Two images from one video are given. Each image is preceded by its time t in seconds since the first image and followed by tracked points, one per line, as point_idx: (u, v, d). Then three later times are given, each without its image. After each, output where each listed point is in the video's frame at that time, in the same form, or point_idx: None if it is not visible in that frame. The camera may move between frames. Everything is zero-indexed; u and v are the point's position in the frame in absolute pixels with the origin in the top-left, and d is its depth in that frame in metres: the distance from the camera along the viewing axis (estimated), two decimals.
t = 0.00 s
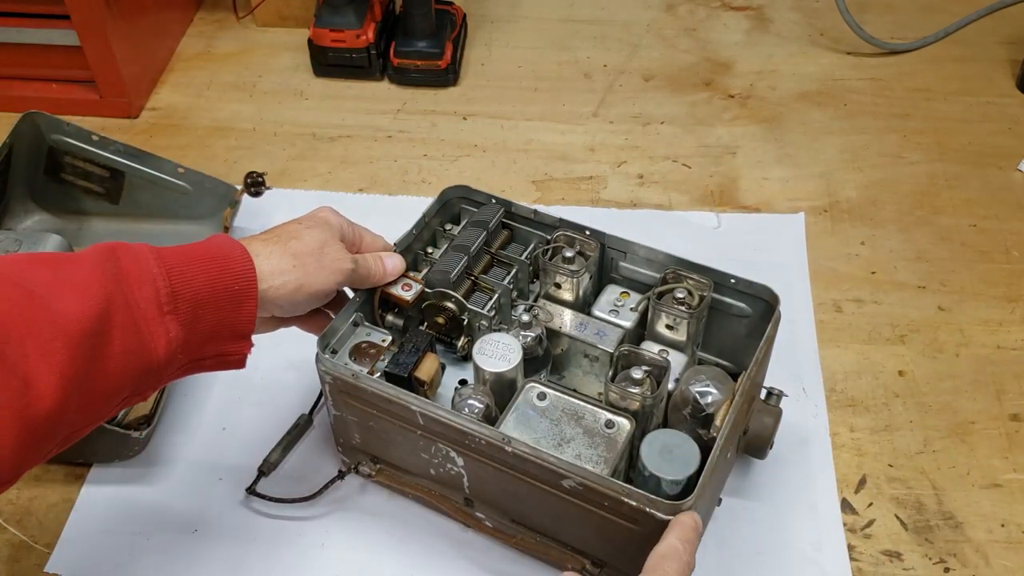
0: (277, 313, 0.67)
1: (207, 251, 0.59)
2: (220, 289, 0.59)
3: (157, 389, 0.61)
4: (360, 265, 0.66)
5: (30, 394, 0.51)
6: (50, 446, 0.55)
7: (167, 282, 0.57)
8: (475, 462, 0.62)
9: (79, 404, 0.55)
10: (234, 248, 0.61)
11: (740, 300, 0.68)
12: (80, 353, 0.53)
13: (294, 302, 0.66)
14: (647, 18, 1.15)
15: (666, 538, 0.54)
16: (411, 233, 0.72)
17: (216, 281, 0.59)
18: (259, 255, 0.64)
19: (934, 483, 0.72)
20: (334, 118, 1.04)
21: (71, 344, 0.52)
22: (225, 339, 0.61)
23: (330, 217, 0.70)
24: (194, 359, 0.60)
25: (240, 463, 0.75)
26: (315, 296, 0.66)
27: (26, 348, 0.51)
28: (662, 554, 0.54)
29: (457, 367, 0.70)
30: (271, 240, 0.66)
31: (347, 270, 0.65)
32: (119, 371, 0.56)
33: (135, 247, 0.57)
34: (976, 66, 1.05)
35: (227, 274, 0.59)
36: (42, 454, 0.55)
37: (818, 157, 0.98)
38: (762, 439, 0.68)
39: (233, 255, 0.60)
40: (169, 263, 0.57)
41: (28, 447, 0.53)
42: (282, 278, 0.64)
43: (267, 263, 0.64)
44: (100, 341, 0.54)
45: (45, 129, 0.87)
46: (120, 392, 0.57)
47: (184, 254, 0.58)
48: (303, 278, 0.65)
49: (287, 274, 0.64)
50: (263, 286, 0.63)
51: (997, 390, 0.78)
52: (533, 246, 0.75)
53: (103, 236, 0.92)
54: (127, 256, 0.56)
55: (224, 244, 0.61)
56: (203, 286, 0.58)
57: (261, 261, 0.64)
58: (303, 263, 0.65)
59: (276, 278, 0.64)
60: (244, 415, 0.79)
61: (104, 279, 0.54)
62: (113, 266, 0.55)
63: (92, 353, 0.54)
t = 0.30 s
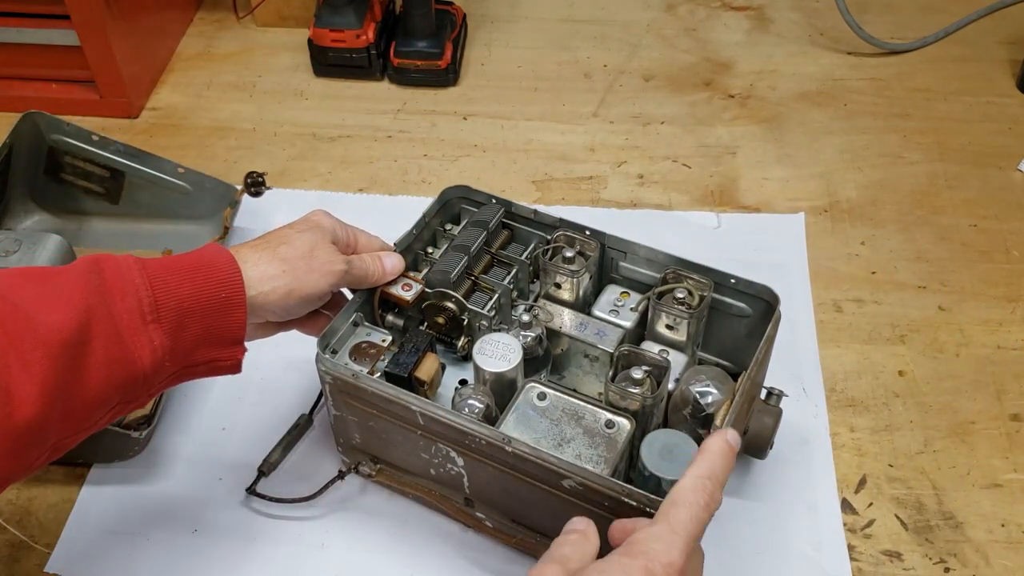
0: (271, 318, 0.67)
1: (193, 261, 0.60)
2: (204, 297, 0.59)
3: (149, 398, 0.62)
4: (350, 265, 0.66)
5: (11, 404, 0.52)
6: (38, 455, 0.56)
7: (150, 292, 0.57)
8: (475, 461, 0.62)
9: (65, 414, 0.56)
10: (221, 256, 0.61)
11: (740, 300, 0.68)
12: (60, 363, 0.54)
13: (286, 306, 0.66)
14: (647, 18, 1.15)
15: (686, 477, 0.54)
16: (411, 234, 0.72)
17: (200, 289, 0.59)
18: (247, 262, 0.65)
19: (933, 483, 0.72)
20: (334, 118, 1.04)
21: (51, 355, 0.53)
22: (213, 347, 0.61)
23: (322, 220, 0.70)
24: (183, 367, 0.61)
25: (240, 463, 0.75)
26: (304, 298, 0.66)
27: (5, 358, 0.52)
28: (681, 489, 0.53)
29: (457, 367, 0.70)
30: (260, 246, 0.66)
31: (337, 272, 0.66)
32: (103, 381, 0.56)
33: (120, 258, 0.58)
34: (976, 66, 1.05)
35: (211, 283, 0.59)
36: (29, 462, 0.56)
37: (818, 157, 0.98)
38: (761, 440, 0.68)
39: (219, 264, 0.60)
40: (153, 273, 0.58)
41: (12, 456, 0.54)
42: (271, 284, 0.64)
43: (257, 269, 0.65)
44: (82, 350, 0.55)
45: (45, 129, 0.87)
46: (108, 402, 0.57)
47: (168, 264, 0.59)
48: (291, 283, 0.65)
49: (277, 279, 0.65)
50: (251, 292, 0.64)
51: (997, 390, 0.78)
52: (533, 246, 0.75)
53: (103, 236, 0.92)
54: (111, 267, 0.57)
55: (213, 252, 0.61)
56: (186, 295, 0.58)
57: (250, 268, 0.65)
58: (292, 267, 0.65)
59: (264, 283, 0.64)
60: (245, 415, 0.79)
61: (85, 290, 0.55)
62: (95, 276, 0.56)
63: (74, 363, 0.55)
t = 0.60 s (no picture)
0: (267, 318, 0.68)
1: (188, 262, 0.60)
2: (197, 298, 0.59)
3: (145, 399, 0.62)
4: (346, 265, 0.66)
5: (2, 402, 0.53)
6: (29, 453, 0.56)
7: (143, 293, 0.57)
8: (475, 461, 0.62)
9: (58, 413, 0.56)
10: (216, 257, 0.61)
11: (740, 300, 0.68)
12: (51, 362, 0.54)
13: (283, 307, 0.66)
14: (647, 18, 1.15)
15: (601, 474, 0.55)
16: (410, 233, 0.72)
17: (194, 290, 0.59)
18: (243, 263, 0.65)
19: (934, 483, 0.72)
20: (334, 118, 1.04)
21: (42, 353, 0.54)
22: (207, 347, 0.61)
23: (320, 221, 0.70)
24: (178, 368, 0.61)
25: (240, 463, 0.75)
26: (300, 300, 0.66)
27: None
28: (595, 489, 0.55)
29: (457, 367, 0.70)
30: (255, 246, 0.66)
31: (334, 272, 0.66)
32: (96, 381, 0.56)
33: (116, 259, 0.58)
34: (976, 66, 1.05)
35: (205, 284, 0.59)
36: (21, 460, 0.56)
37: (818, 156, 0.98)
38: (761, 440, 0.68)
39: (214, 265, 0.60)
40: (147, 273, 0.58)
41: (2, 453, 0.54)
42: (268, 284, 0.65)
43: (253, 270, 0.65)
44: (74, 350, 0.55)
45: (45, 129, 0.87)
46: (101, 401, 0.58)
47: (163, 265, 0.59)
48: (287, 285, 0.65)
49: (273, 280, 0.65)
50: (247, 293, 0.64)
51: (997, 391, 0.78)
52: (533, 246, 0.75)
53: (103, 236, 0.92)
54: (105, 267, 0.57)
55: (208, 254, 0.61)
56: (180, 295, 0.58)
57: (246, 269, 0.65)
58: (288, 268, 0.65)
59: (260, 284, 0.64)
60: (244, 415, 0.79)
61: (78, 290, 0.55)
62: (88, 276, 0.56)
63: (66, 362, 0.55)
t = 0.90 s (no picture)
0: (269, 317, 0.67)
1: (192, 259, 0.60)
2: (202, 295, 0.59)
3: (145, 395, 0.62)
4: (348, 265, 0.66)
5: (4, 394, 0.52)
6: (28, 446, 0.56)
7: (148, 288, 0.57)
8: (475, 461, 0.62)
9: (60, 407, 0.56)
10: (220, 254, 0.61)
11: (741, 300, 0.68)
12: (55, 356, 0.54)
13: (285, 306, 0.66)
14: (647, 18, 1.15)
15: (600, 487, 0.54)
16: (411, 233, 0.72)
17: (199, 287, 0.59)
18: (247, 261, 0.65)
19: (933, 483, 0.72)
20: (334, 118, 1.04)
21: (46, 347, 0.54)
22: (209, 345, 0.61)
23: (323, 220, 0.70)
24: (180, 364, 0.61)
25: (240, 463, 0.75)
26: (302, 299, 0.66)
27: None
28: (595, 504, 0.54)
29: (457, 367, 0.70)
30: (259, 244, 0.66)
31: (337, 272, 0.66)
32: (99, 375, 0.56)
33: (121, 254, 0.58)
34: (976, 66, 1.05)
35: (209, 281, 0.59)
36: (20, 454, 0.56)
37: (818, 156, 0.98)
38: (761, 440, 0.68)
39: (219, 262, 0.60)
40: (152, 269, 0.58)
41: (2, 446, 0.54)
42: (271, 282, 0.64)
43: (256, 268, 0.65)
44: (78, 344, 0.55)
45: (45, 129, 0.87)
46: (103, 396, 0.58)
47: (169, 261, 0.59)
48: (291, 283, 0.65)
49: (276, 278, 0.65)
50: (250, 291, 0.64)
51: (997, 390, 0.78)
52: (533, 246, 0.75)
53: (103, 236, 0.92)
54: (111, 262, 0.57)
55: (213, 251, 0.61)
56: (184, 292, 0.58)
57: (249, 266, 0.64)
58: (292, 266, 0.65)
59: (264, 282, 0.64)
60: (244, 415, 0.79)
61: (83, 284, 0.55)
62: (93, 271, 0.56)
63: (70, 356, 0.55)
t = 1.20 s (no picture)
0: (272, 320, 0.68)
1: (195, 262, 0.60)
2: (205, 299, 0.59)
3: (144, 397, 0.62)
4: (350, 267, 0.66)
5: (8, 398, 0.52)
6: (30, 450, 0.56)
7: (152, 292, 0.58)
8: (475, 461, 0.62)
9: (61, 410, 0.56)
10: (223, 258, 0.61)
11: (741, 300, 0.68)
12: (59, 360, 0.54)
13: (288, 309, 0.66)
14: (647, 18, 1.15)
15: (600, 488, 0.55)
16: (411, 234, 0.72)
17: (202, 291, 0.59)
18: (249, 264, 0.65)
19: (933, 483, 0.72)
20: (333, 118, 1.04)
21: (51, 351, 0.53)
22: (211, 348, 0.61)
23: (325, 222, 0.70)
24: (180, 367, 0.61)
25: (240, 463, 0.75)
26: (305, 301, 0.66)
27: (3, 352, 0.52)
28: (595, 506, 0.54)
29: (457, 367, 0.70)
30: (262, 247, 0.66)
31: (339, 275, 0.66)
32: (102, 378, 0.56)
33: (124, 256, 0.58)
34: (976, 66, 1.05)
35: (212, 285, 0.60)
36: (20, 458, 0.55)
37: (818, 156, 0.98)
38: (762, 440, 0.68)
39: (222, 266, 0.61)
40: (155, 272, 0.58)
41: (5, 451, 0.54)
42: (275, 286, 0.65)
43: (259, 270, 0.65)
44: (82, 348, 0.55)
45: (45, 129, 0.87)
46: (105, 399, 0.57)
47: (172, 265, 0.59)
48: (294, 286, 0.65)
49: (279, 281, 0.65)
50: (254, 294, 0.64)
51: (997, 390, 0.78)
52: (533, 246, 0.75)
53: (103, 236, 0.92)
54: (114, 266, 0.57)
55: (214, 254, 0.61)
56: (188, 296, 0.58)
57: (253, 269, 0.64)
58: (294, 268, 0.65)
59: (267, 285, 0.64)
60: (244, 415, 0.79)
61: (88, 288, 0.55)
62: (97, 274, 0.56)
63: (73, 360, 0.55)
